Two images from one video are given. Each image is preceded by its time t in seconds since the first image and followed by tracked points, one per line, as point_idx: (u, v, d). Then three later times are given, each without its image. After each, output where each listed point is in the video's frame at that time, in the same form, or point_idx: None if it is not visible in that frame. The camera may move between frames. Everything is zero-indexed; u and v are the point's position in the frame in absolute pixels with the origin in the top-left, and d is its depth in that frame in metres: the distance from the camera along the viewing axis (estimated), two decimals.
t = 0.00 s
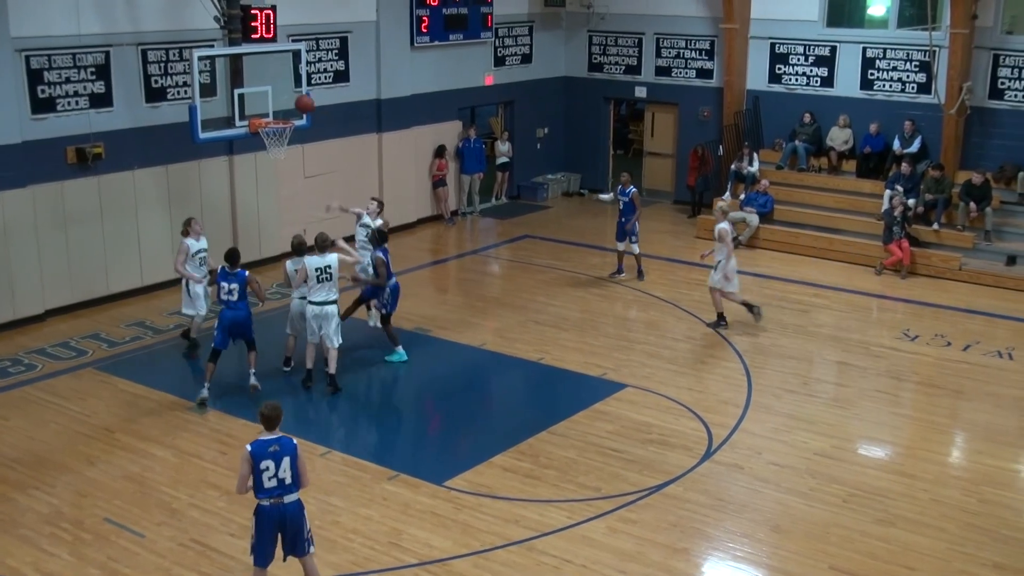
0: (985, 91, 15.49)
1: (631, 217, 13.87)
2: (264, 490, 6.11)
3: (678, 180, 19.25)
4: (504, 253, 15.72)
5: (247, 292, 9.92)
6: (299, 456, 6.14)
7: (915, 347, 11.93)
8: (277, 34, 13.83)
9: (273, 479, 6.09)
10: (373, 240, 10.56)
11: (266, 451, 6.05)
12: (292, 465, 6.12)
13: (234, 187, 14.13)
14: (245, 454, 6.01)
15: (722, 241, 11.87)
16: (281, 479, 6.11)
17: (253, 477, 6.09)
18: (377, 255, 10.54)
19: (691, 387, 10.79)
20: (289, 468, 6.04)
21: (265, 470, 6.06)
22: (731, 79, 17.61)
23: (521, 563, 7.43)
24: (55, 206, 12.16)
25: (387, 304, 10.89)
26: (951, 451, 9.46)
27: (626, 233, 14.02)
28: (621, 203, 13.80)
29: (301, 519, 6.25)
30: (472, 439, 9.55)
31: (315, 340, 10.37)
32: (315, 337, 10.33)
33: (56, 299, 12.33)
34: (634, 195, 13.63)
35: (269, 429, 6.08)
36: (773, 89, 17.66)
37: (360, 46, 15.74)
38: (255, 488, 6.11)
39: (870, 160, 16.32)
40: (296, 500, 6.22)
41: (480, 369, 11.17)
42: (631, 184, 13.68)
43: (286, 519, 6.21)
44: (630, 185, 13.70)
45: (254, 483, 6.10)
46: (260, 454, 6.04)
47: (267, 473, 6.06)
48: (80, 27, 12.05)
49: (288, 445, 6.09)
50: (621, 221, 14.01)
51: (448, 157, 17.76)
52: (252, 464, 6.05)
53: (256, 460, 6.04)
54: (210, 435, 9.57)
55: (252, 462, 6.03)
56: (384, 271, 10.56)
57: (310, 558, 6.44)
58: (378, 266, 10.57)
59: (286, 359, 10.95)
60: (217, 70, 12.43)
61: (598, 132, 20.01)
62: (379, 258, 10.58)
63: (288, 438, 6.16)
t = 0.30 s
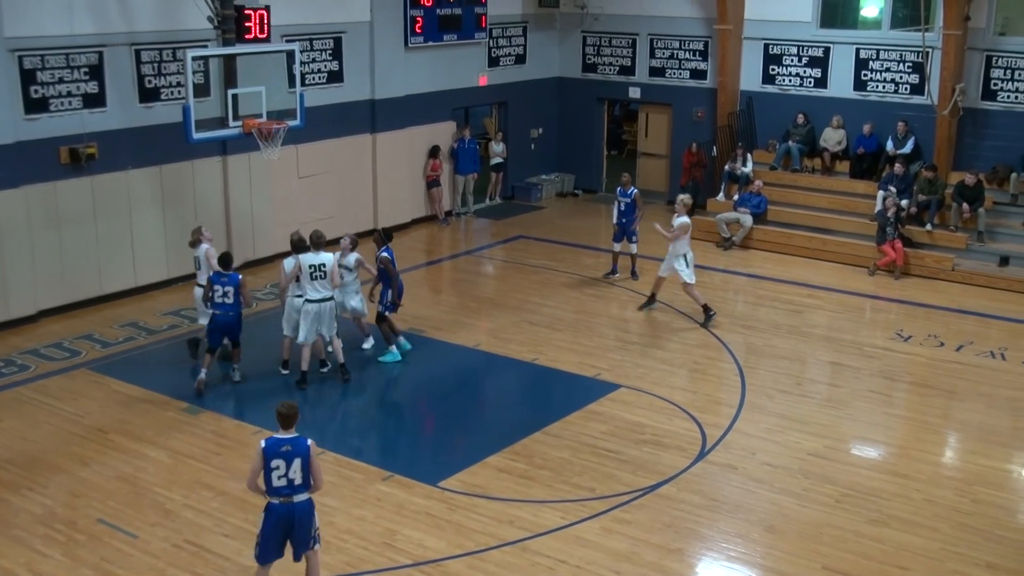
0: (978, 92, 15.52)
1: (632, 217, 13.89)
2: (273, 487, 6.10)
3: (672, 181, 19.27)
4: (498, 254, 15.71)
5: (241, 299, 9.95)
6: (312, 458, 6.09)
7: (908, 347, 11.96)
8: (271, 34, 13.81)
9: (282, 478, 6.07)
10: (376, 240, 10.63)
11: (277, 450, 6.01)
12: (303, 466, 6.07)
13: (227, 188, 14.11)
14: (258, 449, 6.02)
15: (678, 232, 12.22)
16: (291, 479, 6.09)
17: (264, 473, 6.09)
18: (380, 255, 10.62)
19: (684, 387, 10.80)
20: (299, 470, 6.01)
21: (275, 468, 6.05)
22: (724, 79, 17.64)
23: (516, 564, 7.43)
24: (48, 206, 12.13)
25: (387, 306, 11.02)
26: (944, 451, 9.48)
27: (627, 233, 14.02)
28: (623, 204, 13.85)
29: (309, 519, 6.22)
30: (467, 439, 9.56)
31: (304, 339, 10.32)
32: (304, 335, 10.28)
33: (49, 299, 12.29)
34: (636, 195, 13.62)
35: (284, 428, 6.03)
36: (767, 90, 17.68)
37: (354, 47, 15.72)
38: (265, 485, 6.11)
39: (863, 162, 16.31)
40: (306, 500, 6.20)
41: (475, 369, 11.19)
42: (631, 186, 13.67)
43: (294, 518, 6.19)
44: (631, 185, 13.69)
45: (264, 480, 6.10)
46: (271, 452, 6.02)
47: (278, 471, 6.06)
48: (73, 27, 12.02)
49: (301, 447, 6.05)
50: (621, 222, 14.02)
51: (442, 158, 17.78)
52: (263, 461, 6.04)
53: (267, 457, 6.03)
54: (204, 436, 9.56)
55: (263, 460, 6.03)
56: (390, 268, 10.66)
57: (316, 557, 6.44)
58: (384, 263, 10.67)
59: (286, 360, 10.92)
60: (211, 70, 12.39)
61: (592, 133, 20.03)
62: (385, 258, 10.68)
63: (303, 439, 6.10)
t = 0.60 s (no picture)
0: (972, 93, 15.54)
1: (636, 218, 13.94)
2: (292, 481, 6.14)
3: (668, 182, 19.29)
4: (493, 255, 15.71)
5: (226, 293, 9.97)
6: (331, 457, 6.10)
7: (903, 347, 11.97)
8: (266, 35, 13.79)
9: (301, 474, 6.10)
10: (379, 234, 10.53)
11: (299, 445, 6.06)
12: (322, 464, 6.08)
13: (222, 189, 14.08)
14: (280, 442, 6.09)
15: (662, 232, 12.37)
16: (309, 476, 6.10)
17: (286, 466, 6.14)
18: (384, 249, 10.59)
19: (679, 388, 10.80)
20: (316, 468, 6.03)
21: (295, 463, 6.08)
22: (719, 80, 17.68)
23: (511, 564, 7.43)
24: (42, 207, 12.10)
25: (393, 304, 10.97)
26: (939, 452, 9.50)
27: (631, 234, 13.95)
28: (626, 206, 13.85)
29: (322, 518, 6.19)
30: (463, 439, 9.58)
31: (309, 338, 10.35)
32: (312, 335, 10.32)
33: (43, 301, 12.26)
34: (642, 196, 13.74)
35: (309, 424, 6.09)
36: (762, 91, 17.69)
37: (349, 47, 15.71)
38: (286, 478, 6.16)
39: (858, 162, 16.37)
40: (323, 499, 6.18)
41: (471, 370, 11.20)
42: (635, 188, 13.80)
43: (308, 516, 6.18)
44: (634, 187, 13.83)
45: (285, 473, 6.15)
46: (293, 446, 6.06)
47: (296, 466, 6.09)
48: (68, 28, 11.99)
49: (322, 445, 6.06)
50: (623, 223, 13.95)
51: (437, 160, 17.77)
52: (285, 454, 6.10)
53: (289, 451, 6.08)
54: (198, 437, 9.54)
55: (285, 453, 6.08)
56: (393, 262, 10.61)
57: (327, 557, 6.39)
58: (387, 257, 10.61)
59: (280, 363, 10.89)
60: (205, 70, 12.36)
61: (587, 134, 20.04)
62: (387, 250, 10.65)
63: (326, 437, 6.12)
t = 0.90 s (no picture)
0: (969, 94, 15.56)
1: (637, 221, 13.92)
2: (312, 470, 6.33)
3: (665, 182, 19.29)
4: (491, 256, 15.71)
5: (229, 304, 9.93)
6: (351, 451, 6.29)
7: (901, 348, 11.98)
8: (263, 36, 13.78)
9: (321, 465, 6.29)
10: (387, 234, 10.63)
11: (322, 436, 6.27)
12: (341, 458, 6.26)
13: (219, 190, 14.08)
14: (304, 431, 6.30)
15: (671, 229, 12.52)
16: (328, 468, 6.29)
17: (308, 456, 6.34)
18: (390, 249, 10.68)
19: (676, 388, 10.81)
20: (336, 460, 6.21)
21: (316, 454, 6.28)
22: (717, 81, 17.65)
23: (509, 565, 7.43)
24: (39, 209, 12.06)
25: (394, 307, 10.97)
26: (936, 452, 9.51)
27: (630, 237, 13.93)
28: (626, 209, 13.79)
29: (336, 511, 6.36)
30: (461, 439, 9.58)
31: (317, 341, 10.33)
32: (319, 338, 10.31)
33: (41, 302, 12.24)
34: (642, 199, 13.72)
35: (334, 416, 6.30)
36: (759, 91, 17.71)
37: (346, 48, 15.70)
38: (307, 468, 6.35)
39: (854, 163, 16.40)
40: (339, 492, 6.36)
41: (469, 370, 11.21)
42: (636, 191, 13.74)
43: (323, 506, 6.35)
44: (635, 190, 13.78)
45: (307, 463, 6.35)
46: (316, 436, 6.27)
47: (317, 457, 6.28)
48: (65, 28, 11.93)
49: (344, 438, 6.26)
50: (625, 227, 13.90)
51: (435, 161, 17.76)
52: (309, 443, 6.30)
53: (312, 440, 6.28)
54: (195, 438, 9.53)
55: (308, 443, 6.29)
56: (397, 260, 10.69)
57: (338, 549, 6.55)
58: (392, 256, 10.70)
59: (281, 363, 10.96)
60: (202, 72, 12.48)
61: (584, 135, 20.05)
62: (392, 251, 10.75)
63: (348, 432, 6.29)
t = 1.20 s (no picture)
0: (969, 94, 15.56)
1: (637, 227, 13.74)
2: (336, 449, 6.52)
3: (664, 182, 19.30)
4: (490, 256, 15.71)
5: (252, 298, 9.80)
6: (372, 427, 6.45)
7: (900, 348, 11.98)
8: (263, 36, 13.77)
9: (345, 443, 6.47)
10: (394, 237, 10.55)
11: (342, 416, 6.44)
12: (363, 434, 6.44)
13: (219, 190, 14.08)
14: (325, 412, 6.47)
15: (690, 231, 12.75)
16: (352, 445, 6.48)
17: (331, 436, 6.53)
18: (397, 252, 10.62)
19: (676, 388, 10.82)
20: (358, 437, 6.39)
21: (338, 434, 6.46)
22: (716, 82, 17.63)
23: (508, 566, 7.43)
24: (38, 209, 12.05)
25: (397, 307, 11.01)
26: (935, 452, 9.51)
27: (631, 244, 13.74)
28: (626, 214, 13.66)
29: (364, 486, 6.54)
30: (461, 439, 9.59)
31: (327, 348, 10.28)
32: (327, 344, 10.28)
33: (40, 303, 12.23)
34: (642, 204, 13.55)
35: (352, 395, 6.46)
36: (758, 92, 17.71)
37: (346, 48, 15.69)
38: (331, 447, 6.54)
39: (854, 163, 16.39)
40: (365, 467, 6.54)
41: (469, 370, 11.22)
42: (635, 198, 13.56)
43: (351, 483, 6.53)
44: (633, 196, 13.63)
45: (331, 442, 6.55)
46: (336, 417, 6.44)
47: (340, 437, 6.46)
48: (64, 29, 11.92)
49: (362, 416, 6.42)
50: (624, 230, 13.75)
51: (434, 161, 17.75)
52: (330, 424, 6.48)
53: (333, 421, 6.46)
54: (195, 439, 9.53)
55: (330, 423, 6.47)
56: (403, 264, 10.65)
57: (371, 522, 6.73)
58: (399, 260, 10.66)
59: (313, 367, 10.80)
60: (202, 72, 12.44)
61: (584, 135, 20.05)
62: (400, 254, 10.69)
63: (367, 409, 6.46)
